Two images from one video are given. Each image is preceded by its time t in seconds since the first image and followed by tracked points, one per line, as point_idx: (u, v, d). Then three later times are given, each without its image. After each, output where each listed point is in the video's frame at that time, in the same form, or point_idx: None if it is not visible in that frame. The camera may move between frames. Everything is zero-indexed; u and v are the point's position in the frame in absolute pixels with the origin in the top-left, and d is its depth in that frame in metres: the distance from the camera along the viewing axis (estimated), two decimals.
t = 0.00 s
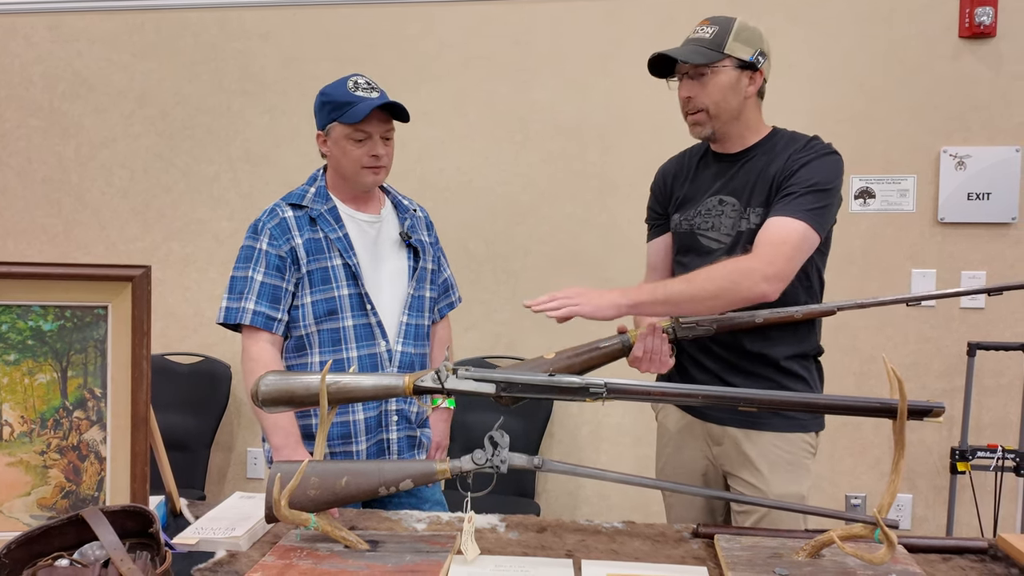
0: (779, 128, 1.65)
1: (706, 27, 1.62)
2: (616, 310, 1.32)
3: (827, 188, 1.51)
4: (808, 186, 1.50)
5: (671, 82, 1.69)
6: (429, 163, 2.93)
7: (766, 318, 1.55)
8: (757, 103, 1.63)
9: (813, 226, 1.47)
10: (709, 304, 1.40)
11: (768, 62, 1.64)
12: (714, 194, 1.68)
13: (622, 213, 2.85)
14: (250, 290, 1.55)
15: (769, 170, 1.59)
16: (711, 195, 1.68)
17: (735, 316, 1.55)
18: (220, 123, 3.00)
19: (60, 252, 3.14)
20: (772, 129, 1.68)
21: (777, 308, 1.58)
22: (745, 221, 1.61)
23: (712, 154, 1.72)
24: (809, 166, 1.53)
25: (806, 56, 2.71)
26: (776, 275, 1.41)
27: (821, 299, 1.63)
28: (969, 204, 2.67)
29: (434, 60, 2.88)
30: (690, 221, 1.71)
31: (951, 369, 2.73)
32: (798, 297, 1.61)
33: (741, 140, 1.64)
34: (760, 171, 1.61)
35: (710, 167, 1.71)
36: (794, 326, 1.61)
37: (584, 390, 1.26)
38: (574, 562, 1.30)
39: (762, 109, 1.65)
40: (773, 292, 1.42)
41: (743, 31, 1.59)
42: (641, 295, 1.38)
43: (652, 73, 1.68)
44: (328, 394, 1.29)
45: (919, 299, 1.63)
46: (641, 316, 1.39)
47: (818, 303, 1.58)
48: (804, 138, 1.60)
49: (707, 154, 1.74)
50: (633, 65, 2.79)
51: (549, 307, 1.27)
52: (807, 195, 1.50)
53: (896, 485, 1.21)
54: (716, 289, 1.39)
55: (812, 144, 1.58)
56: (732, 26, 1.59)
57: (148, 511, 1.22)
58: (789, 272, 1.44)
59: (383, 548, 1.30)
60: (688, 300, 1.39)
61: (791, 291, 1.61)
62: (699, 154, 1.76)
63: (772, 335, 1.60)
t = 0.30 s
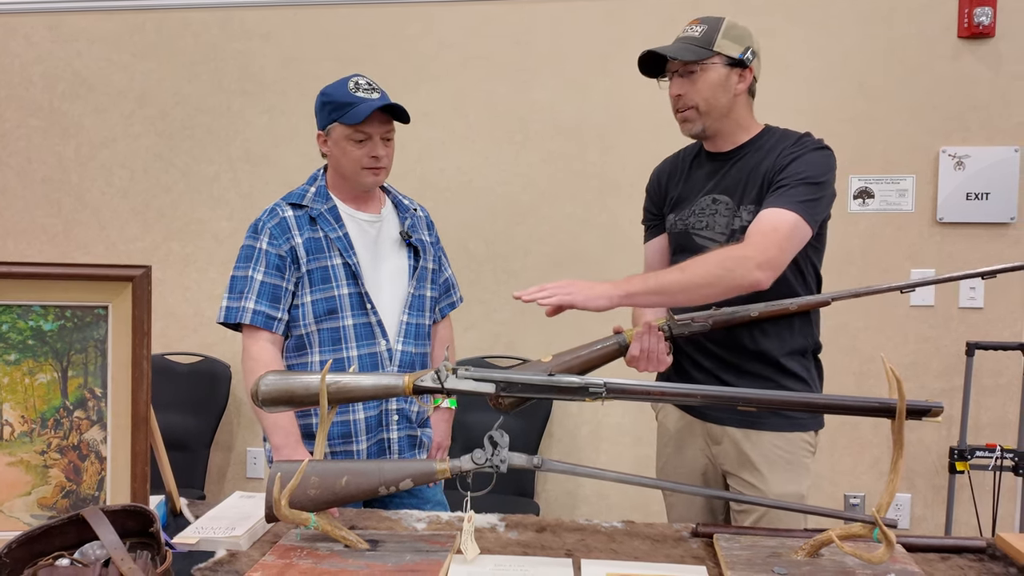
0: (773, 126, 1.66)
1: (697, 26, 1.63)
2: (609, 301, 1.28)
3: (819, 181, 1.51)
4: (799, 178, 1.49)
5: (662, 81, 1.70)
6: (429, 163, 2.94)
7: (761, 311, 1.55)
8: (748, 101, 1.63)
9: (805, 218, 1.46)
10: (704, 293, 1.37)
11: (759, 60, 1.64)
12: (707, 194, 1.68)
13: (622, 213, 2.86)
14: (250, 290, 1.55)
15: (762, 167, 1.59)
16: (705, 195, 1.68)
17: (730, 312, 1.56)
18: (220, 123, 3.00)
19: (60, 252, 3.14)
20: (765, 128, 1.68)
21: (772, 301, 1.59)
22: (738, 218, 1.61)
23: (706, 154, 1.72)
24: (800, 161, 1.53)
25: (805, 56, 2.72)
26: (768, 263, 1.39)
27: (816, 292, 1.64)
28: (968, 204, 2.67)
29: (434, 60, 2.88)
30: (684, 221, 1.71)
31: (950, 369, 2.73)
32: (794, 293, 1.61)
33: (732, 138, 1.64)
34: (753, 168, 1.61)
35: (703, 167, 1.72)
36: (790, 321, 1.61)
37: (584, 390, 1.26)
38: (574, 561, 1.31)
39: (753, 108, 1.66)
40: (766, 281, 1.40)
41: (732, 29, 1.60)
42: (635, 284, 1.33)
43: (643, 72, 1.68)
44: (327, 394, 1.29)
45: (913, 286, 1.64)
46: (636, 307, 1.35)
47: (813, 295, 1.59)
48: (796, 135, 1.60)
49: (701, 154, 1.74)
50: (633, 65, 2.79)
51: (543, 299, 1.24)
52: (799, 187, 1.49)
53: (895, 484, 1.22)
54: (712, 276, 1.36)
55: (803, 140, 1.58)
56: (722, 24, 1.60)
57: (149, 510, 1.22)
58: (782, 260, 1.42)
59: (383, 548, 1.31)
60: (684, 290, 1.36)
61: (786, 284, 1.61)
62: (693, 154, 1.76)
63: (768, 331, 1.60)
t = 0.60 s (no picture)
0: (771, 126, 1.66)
1: (693, 29, 1.63)
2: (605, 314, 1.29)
3: (815, 180, 1.50)
4: (795, 177, 1.49)
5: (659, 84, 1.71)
6: (428, 163, 2.94)
7: (758, 309, 1.56)
8: (745, 102, 1.63)
9: (800, 215, 1.45)
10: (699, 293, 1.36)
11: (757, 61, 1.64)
12: (705, 194, 1.69)
13: (621, 213, 2.86)
14: (250, 290, 1.56)
15: (760, 168, 1.59)
16: (703, 195, 1.69)
17: (726, 310, 1.57)
18: (220, 123, 3.00)
19: (59, 252, 3.14)
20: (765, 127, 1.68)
21: (770, 300, 1.59)
22: (736, 219, 1.61)
23: (705, 154, 1.73)
24: (797, 160, 1.53)
25: (804, 56, 2.72)
26: (756, 257, 1.39)
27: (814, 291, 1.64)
28: (966, 204, 2.67)
29: (434, 60, 2.88)
30: (683, 221, 1.72)
31: (948, 368, 2.74)
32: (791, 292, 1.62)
33: (729, 140, 1.65)
34: (749, 168, 1.61)
35: (702, 167, 1.72)
36: (787, 320, 1.61)
37: (582, 389, 1.27)
38: (573, 560, 1.31)
39: (752, 108, 1.66)
40: (760, 276, 1.40)
41: (729, 31, 1.59)
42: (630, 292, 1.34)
43: (640, 75, 1.69)
44: (327, 393, 1.29)
45: (912, 282, 1.66)
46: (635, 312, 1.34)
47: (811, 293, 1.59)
48: (793, 135, 1.60)
49: (700, 154, 1.75)
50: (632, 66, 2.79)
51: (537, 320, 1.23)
52: (794, 185, 1.49)
53: (893, 483, 1.22)
54: (703, 276, 1.35)
55: (801, 140, 1.58)
56: (717, 27, 1.59)
57: (149, 509, 1.23)
58: (773, 255, 1.41)
59: (383, 547, 1.31)
60: (678, 293, 1.35)
61: (782, 282, 1.61)
62: (692, 154, 1.77)
63: (764, 330, 1.60)
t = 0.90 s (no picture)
0: (770, 126, 1.65)
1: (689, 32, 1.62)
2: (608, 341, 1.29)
3: (813, 181, 1.50)
4: (790, 178, 1.48)
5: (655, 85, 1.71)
6: (428, 163, 2.94)
7: (758, 311, 1.57)
8: (743, 104, 1.62)
9: (792, 218, 1.44)
10: (698, 305, 1.35)
11: (755, 61, 1.61)
12: (704, 194, 1.69)
13: (620, 213, 2.86)
14: (249, 289, 1.56)
15: (759, 169, 1.59)
16: (702, 195, 1.69)
17: (726, 312, 1.58)
18: (218, 123, 3.00)
19: (59, 251, 3.14)
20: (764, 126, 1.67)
21: (769, 302, 1.60)
22: (733, 220, 1.62)
23: (703, 154, 1.73)
24: (794, 162, 1.52)
25: (803, 56, 2.72)
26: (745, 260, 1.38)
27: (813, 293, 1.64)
28: (964, 204, 2.68)
29: (433, 60, 2.89)
30: (683, 221, 1.72)
31: (947, 367, 2.74)
32: (790, 293, 1.62)
33: (728, 142, 1.65)
34: (747, 169, 1.61)
35: (700, 167, 1.72)
36: (785, 321, 1.61)
37: (581, 389, 1.27)
38: (572, 559, 1.31)
39: (750, 109, 1.65)
40: (753, 281, 1.39)
41: (725, 33, 1.58)
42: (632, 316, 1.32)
43: (637, 77, 1.69)
44: (327, 393, 1.29)
45: (913, 286, 1.68)
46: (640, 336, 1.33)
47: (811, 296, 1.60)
48: (791, 135, 1.60)
49: (699, 154, 1.75)
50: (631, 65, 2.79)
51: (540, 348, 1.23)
52: (791, 187, 1.48)
53: (891, 483, 1.22)
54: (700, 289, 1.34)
55: (799, 141, 1.57)
56: (713, 28, 1.58)
57: (148, 509, 1.23)
58: (764, 259, 1.40)
59: (382, 546, 1.31)
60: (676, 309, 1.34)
61: (782, 285, 1.61)
62: (692, 153, 1.77)
63: (763, 331, 1.60)
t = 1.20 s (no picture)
0: (772, 126, 1.65)
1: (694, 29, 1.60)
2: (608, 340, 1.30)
3: (815, 184, 1.49)
4: (795, 181, 1.48)
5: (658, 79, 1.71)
6: (427, 162, 2.94)
7: (758, 313, 1.56)
8: (743, 104, 1.62)
9: (800, 221, 1.44)
10: (705, 308, 1.36)
11: (757, 63, 1.60)
12: (705, 194, 1.69)
13: (619, 212, 2.86)
14: (249, 288, 1.56)
15: (761, 169, 1.59)
16: (704, 194, 1.69)
17: (727, 313, 1.58)
18: (218, 122, 3.00)
19: (58, 251, 3.14)
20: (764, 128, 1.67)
21: (770, 303, 1.59)
22: (734, 221, 1.61)
23: (705, 153, 1.73)
24: (796, 163, 1.52)
25: (802, 56, 2.72)
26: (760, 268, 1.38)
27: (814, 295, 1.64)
28: (964, 203, 2.68)
29: (432, 60, 2.88)
30: (683, 220, 1.72)
31: (946, 367, 2.74)
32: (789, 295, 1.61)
33: (726, 142, 1.65)
34: (749, 170, 1.61)
35: (701, 166, 1.72)
36: (784, 323, 1.61)
37: (581, 388, 1.27)
38: (571, 559, 1.31)
39: (751, 109, 1.64)
40: (761, 285, 1.39)
41: (728, 34, 1.56)
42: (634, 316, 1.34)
43: (637, 70, 1.69)
44: (326, 392, 1.29)
45: (913, 289, 1.68)
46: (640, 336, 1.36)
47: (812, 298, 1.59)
48: (793, 136, 1.60)
49: (700, 153, 1.75)
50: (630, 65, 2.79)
51: (542, 339, 1.24)
52: (794, 190, 1.47)
53: (890, 482, 1.22)
54: (707, 292, 1.36)
55: (802, 142, 1.57)
56: (716, 28, 1.56)
57: (148, 508, 1.23)
58: (773, 264, 1.40)
59: (382, 545, 1.31)
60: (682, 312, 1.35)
61: (782, 290, 1.60)
62: (693, 152, 1.77)
63: (762, 333, 1.61)
